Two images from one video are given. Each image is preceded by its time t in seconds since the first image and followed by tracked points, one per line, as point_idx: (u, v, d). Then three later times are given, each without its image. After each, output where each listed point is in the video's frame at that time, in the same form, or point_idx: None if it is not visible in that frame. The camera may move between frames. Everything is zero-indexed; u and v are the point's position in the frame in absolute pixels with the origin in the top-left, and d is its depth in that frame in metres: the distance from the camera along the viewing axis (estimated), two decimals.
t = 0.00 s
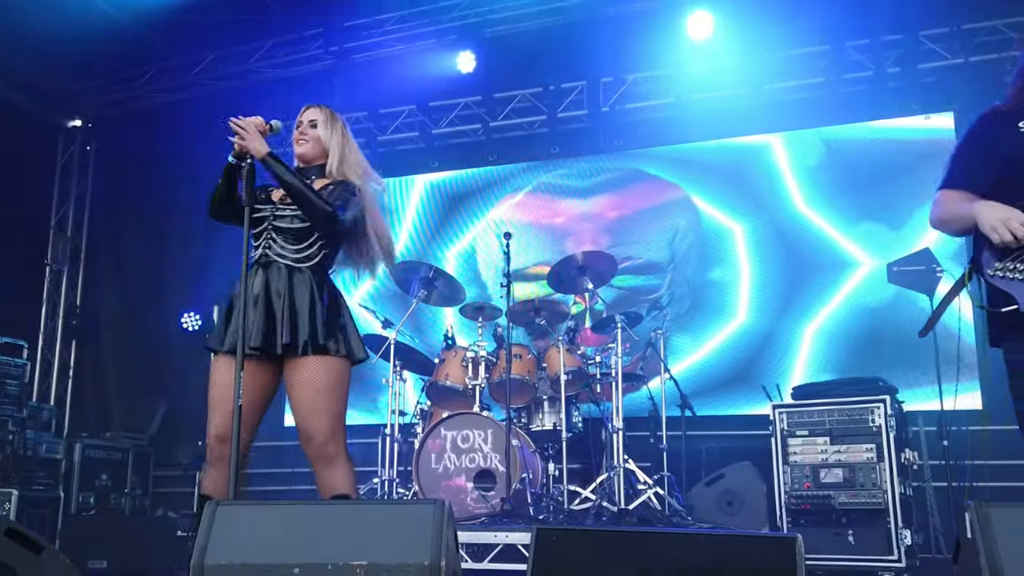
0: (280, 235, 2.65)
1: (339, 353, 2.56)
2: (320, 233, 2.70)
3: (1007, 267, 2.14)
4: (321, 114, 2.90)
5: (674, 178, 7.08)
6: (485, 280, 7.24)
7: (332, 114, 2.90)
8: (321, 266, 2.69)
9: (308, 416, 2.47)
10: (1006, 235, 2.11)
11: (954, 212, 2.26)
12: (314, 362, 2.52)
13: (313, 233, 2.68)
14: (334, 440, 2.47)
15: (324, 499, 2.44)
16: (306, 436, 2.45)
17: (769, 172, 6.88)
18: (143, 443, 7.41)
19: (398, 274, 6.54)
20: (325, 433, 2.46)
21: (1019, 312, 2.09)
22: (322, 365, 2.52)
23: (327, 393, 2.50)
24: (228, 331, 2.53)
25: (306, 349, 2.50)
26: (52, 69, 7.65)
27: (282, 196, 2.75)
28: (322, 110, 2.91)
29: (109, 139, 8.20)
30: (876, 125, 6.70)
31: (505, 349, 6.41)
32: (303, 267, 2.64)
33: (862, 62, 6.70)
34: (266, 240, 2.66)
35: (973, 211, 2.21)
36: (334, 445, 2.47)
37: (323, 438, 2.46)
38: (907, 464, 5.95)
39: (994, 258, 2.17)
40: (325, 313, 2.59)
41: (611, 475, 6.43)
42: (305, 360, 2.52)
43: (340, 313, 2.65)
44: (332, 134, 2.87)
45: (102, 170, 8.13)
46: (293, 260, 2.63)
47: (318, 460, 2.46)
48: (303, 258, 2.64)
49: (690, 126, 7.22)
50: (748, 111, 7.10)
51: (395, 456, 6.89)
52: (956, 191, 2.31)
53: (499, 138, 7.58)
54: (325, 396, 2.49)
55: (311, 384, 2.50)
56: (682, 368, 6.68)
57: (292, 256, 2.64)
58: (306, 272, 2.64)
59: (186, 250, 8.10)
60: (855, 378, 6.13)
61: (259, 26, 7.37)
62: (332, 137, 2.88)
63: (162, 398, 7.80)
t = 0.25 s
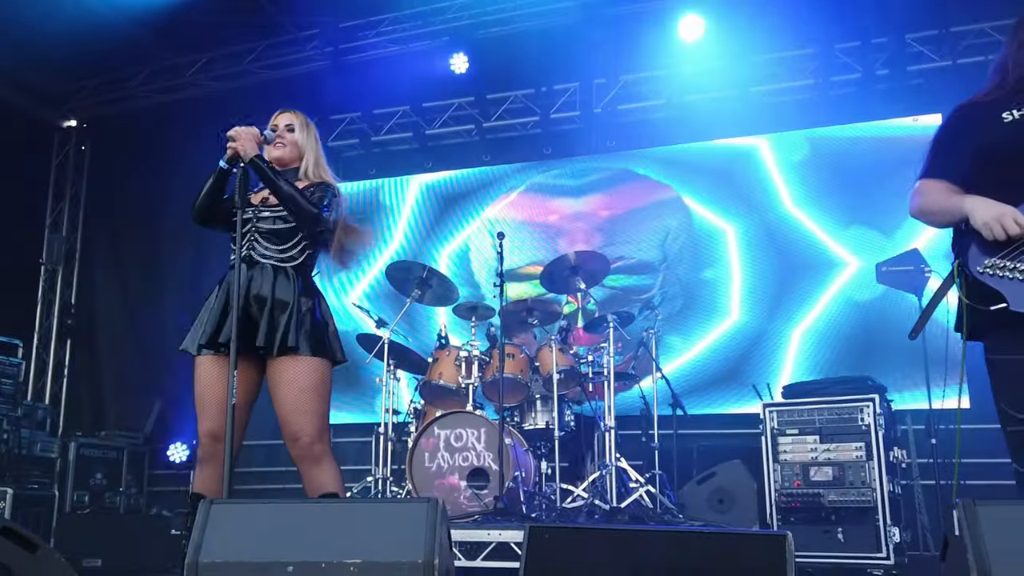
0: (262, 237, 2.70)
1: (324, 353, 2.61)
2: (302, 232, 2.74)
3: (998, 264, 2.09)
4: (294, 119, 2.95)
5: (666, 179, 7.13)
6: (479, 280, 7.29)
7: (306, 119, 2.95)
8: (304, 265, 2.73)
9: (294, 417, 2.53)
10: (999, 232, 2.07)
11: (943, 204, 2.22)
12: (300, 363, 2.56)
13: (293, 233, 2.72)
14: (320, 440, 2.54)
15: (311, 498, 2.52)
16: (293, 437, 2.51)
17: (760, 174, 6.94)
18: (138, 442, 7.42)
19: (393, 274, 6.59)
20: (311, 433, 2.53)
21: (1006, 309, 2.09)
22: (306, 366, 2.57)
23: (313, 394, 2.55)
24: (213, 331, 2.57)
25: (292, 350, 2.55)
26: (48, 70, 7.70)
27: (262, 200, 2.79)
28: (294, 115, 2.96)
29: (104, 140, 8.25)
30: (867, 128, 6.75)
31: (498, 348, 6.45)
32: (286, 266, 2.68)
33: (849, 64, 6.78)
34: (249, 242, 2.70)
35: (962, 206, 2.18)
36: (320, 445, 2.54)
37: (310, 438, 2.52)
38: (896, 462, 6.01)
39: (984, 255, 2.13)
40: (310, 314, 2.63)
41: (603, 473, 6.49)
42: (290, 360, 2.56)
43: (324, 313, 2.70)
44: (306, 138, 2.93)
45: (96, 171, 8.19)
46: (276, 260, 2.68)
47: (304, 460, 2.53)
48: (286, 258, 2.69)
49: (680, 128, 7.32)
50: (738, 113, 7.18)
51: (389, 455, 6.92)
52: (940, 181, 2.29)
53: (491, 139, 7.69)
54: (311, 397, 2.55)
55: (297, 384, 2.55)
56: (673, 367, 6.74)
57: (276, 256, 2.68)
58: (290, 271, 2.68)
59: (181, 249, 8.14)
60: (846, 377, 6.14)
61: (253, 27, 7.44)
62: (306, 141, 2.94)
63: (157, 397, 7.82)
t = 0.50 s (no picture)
0: (261, 235, 2.66)
1: (327, 348, 2.59)
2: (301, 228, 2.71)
3: (991, 271, 1.96)
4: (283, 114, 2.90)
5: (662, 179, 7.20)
6: (475, 278, 7.35)
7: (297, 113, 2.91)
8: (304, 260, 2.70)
9: (295, 413, 2.50)
10: (989, 243, 1.92)
11: (928, 209, 2.08)
12: (301, 359, 2.54)
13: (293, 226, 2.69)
14: (322, 438, 2.51)
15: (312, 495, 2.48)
16: (294, 433, 2.48)
17: (754, 174, 6.99)
18: (136, 440, 7.48)
19: (389, 274, 6.63)
20: (312, 430, 2.50)
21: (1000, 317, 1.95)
22: (308, 362, 2.54)
23: (314, 390, 2.53)
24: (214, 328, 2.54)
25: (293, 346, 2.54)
26: (46, 70, 7.73)
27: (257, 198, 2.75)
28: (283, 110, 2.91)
29: (102, 139, 8.27)
30: (861, 130, 6.80)
31: (493, 347, 6.51)
32: (287, 262, 2.65)
33: (840, 66, 6.89)
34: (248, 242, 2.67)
35: (951, 213, 2.01)
36: (321, 442, 2.51)
37: (311, 434, 2.49)
38: (887, 460, 6.07)
39: (977, 262, 1.99)
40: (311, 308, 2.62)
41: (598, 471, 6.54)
42: (292, 357, 2.54)
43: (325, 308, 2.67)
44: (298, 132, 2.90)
45: (94, 171, 8.21)
46: (277, 256, 2.65)
47: (305, 458, 2.50)
48: (287, 254, 2.66)
49: (676, 128, 7.37)
50: (732, 114, 7.25)
51: (385, 453, 6.97)
52: (926, 185, 2.14)
53: (487, 139, 7.77)
54: (312, 393, 2.52)
55: (298, 381, 2.53)
56: (667, 366, 6.81)
57: (276, 253, 2.65)
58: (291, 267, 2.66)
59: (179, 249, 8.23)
60: (838, 374, 6.14)
61: (251, 28, 7.49)
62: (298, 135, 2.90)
63: (155, 396, 7.89)
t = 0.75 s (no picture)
0: (267, 233, 2.67)
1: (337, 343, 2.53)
2: (309, 224, 2.68)
3: (975, 272, 2.00)
4: (294, 113, 2.90)
5: (657, 178, 7.25)
6: (471, 276, 7.41)
7: (307, 111, 2.90)
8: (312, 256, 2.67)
9: (300, 410, 2.46)
10: (964, 241, 1.99)
11: (917, 218, 2.14)
12: (307, 355, 2.50)
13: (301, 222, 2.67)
14: (326, 434, 2.46)
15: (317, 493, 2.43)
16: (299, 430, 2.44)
17: (749, 174, 7.04)
18: (134, 437, 7.53)
19: (385, 272, 6.70)
20: (317, 426, 2.46)
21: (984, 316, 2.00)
22: (314, 359, 2.50)
23: (320, 386, 2.48)
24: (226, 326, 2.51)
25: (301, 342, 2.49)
26: (44, 70, 7.76)
27: (265, 198, 2.76)
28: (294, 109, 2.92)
29: (100, 139, 8.32)
30: (856, 131, 6.85)
31: (489, 345, 6.57)
32: (294, 258, 2.63)
33: (833, 66, 6.97)
34: (255, 238, 2.68)
35: (937, 220, 2.08)
36: (326, 439, 2.46)
37: (316, 432, 2.45)
38: (879, 457, 6.11)
39: (961, 263, 2.03)
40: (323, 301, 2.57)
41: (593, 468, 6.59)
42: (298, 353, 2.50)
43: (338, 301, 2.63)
44: (307, 130, 2.88)
45: (92, 170, 8.25)
46: (283, 253, 2.63)
47: (310, 455, 2.45)
48: (293, 250, 2.63)
49: (670, 129, 7.39)
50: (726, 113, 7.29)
51: (382, 451, 7.01)
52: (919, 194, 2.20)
53: (484, 139, 7.80)
54: (317, 389, 2.48)
55: (304, 377, 2.48)
56: (661, 364, 6.87)
57: (282, 249, 2.63)
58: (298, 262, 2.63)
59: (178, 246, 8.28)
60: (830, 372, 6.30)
61: (248, 28, 7.53)
62: (308, 133, 2.89)
63: (153, 394, 7.93)
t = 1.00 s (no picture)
0: (267, 233, 2.71)
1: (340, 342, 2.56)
2: (310, 223, 2.70)
3: (969, 279, 2.15)
4: (302, 107, 2.91)
5: (656, 178, 7.29)
6: (470, 275, 7.46)
7: (313, 106, 2.90)
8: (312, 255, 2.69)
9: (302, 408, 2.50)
10: (960, 252, 2.15)
11: (920, 227, 2.30)
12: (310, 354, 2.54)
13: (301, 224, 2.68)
14: (327, 432, 2.50)
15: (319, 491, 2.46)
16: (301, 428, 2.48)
17: (747, 174, 7.09)
18: (136, 435, 7.60)
19: (385, 272, 6.75)
20: (319, 425, 2.49)
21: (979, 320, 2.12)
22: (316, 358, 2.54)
23: (321, 385, 2.52)
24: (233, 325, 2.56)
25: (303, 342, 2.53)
26: (46, 71, 7.81)
27: (268, 197, 2.80)
28: (303, 103, 2.92)
29: (101, 139, 8.41)
30: (854, 131, 6.89)
31: (489, 344, 6.60)
32: (292, 259, 2.65)
33: (831, 67, 6.99)
34: (257, 238, 2.72)
35: (932, 231, 2.26)
36: (327, 437, 2.50)
37: (317, 430, 2.49)
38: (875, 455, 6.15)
39: (957, 270, 2.18)
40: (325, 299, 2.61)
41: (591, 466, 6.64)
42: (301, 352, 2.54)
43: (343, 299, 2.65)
44: (314, 126, 2.89)
45: (94, 169, 8.37)
46: (281, 253, 2.66)
47: (313, 453, 2.49)
48: (291, 251, 2.66)
49: (668, 129, 7.44)
50: (723, 113, 7.34)
51: (382, 449, 7.05)
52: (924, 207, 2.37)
53: (483, 139, 7.85)
54: (318, 388, 2.52)
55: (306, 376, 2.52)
56: (660, 363, 6.90)
57: (281, 250, 2.67)
58: (296, 262, 2.65)
59: (178, 245, 8.30)
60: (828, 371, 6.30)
61: (248, 29, 7.58)
62: (315, 129, 2.90)
63: (154, 392, 7.98)
